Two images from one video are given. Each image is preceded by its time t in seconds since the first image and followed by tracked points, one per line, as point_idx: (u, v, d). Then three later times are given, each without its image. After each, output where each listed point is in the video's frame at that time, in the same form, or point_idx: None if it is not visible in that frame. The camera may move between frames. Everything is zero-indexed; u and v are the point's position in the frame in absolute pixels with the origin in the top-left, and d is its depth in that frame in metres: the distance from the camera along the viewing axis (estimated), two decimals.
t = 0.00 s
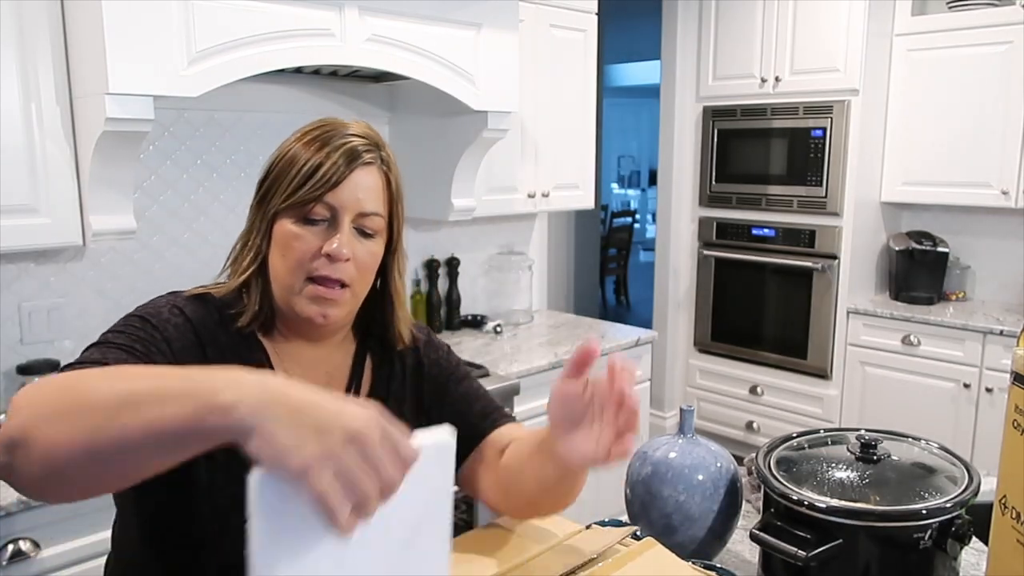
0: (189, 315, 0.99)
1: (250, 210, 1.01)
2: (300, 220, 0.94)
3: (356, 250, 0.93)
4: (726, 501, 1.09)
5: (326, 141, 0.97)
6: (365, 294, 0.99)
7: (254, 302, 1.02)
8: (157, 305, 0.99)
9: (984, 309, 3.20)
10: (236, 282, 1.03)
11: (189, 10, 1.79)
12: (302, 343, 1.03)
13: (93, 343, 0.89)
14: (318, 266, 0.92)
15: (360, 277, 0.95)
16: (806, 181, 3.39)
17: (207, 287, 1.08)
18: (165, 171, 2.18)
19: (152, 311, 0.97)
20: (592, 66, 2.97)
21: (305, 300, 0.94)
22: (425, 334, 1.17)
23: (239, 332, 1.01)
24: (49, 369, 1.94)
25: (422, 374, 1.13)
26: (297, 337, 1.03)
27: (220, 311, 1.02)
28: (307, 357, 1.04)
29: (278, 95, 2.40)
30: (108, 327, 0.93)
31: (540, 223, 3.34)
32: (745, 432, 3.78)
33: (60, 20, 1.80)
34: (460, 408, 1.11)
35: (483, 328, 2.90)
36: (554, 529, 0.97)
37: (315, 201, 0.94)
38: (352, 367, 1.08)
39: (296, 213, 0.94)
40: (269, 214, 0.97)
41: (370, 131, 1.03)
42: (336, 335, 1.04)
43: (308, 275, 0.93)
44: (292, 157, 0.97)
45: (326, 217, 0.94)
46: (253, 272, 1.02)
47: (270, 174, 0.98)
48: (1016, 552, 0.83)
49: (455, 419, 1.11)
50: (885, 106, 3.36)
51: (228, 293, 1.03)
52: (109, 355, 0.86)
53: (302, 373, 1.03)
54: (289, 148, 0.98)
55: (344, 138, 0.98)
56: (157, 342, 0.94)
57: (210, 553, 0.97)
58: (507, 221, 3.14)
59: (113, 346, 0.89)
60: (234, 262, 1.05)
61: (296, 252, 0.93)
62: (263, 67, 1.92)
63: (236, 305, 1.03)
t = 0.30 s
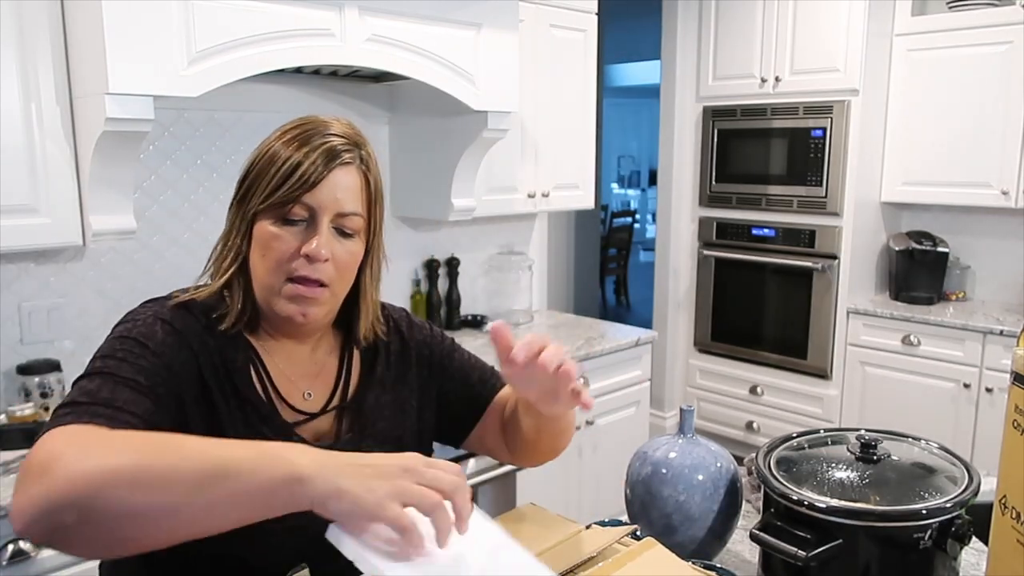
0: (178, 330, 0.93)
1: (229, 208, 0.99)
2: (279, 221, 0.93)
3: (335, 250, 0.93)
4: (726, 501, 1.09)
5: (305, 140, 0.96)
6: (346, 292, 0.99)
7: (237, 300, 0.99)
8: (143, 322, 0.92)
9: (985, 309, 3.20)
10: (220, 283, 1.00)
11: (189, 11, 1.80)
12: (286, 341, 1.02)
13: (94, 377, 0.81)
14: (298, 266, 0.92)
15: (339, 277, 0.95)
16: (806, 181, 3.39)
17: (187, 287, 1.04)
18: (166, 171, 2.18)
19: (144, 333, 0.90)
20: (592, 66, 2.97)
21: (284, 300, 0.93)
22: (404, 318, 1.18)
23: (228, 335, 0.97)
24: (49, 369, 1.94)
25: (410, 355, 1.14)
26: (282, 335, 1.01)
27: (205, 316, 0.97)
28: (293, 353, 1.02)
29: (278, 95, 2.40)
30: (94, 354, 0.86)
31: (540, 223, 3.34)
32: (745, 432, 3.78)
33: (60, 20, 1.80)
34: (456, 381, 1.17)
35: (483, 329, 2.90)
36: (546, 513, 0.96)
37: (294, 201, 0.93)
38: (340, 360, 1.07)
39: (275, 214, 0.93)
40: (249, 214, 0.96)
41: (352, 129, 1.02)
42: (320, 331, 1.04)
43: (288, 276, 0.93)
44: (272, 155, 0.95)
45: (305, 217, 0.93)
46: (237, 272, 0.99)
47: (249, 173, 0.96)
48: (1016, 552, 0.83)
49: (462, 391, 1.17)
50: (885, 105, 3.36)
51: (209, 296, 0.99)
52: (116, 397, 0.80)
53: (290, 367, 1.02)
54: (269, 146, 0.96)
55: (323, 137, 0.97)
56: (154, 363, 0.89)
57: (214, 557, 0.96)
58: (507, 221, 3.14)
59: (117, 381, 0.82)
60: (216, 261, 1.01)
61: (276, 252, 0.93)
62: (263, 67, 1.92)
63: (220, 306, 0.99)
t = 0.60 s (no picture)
0: (167, 333, 0.93)
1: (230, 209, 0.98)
2: (280, 224, 0.92)
3: (336, 253, 0.93)
4: (726, 501, 1.09)
5: (308, 144, 0.95)
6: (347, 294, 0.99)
7: (236, 300, 0.98)
8: (131, 323, 0.91)
9: (984, 309, 3.20)
10: (219, 282, 0.99)
11: (189, 11, 1.80)
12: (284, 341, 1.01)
13: (62, 377, 0.81)
14: (299, 269, 0.92)
15: (341, 279, 0.95)
16: (806, 181, 3.39)
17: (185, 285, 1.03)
18: (166, 171, 2.18)
19: (126, 333, 0.90)
20: (592, 66, 2.97)
21: (285, 302, 0.94)
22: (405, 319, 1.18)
23: (225, 336, 0.97)
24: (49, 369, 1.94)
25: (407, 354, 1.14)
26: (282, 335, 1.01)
27: (202, 318, 0.96)
28: (292, 353, 1.02)
29: (278, 95, 2.40)
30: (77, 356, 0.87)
31: (540, 223, 3.34)
32: (745, 432, 3.78)
33: (60, 20, 1.80)
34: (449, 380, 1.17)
35: (483, 329, 2.90)
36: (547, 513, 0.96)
37: (296, 205, 0.92)
38: (337, 360, 1.07)
39: (276, 217, 0.92)
40: (249, 218, 0.94)
41: (354, 133, 1.01)
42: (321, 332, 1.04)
43: (289, 278, 0.92)
44: (274, 159, 0.94)
45: (307, 220, 0.93)
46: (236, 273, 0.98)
47: (250, 176, 0.95)
48: (1016, 552, 0.83)
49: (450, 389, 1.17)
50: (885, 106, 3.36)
51: (208, 297, 0.99)
52: (75, 399, 0.79)
53: (289, 366, 1.02)
54: (271, 149, 0.95)
55: (326, 141, 0.96)
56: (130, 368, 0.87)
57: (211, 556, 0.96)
58: (507, 221, 3.14)
59: (82, 382, 0.81)
60: (216, 262, 1.00)
61: (276, 255, 0.92)
62: (263, 67, 1.92)
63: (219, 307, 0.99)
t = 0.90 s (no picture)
0: (180, 337, 0.92)
1: (222, 212, 0.97)
2: (276, 224, 0.92)
3: (332, 252, 0.93)
4: (725, 501, 1.09)
5: (300, 141, 0.94)
6: (345, 294, 0.98)
7: (233, 306, 0.97)
8: (144, 326, 0.91)
9: (984, 309, 3.20)
10: (218, 288, 0.97)
11: (189, 11, 1.80)
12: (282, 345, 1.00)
13: (95, 384, 0.81)
14: (296, 270, 0.91)
15: (338, 279, 0.95)
16: (806, 181, 3.39)
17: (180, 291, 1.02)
18: (166, 171, 2.18)
19: (145, 338, 0.89)
20: (592, 66, 2.97)
21: (283, 303, 0.93)
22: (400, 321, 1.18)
23: (226, 342, 0.96)
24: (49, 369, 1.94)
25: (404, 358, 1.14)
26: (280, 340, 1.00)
27: (204, 323, 0.95)
28: (290, 358, 1.01)
29: (278, 95, 2.40)
30: (94, 359, 0.85)
31: (540, 223, 3.35)
32: (745, 432, 3.78)
33: (60, 20, 1.80)
34: (445, 385, 1.17)
35: (483, 329, 2.90)
36: (542, 514, 0.95)
37: (290, 204, 0.92)
38: (333, 365, 1.06)
39: (271, 217, 0.92)
40: (244, 219, 0.94)
41: (346, 130, 1.00)
42: (318, 336, 1.03)
43: (286, 280, 0.92)
44: (266, 157, 0.93)
45: (302, 220, 0.92)
46: (233, 277, 0.96)
47: (242, 177, 0.94)
48: (1016, 552, 0.83)
49: (443, 396, 1.17)
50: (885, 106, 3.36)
51: (210, 302, 0.96)
52: (120, 415, 0.80)
53: (286, 372, 1.01)
54: (263, 148, 0.95)
55: (318, 137, 0.95)
56: (154, 376, 0.87)
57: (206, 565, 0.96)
58: (507, 221, 3.14)
59: (122, 396, 0.82)
60: (211, 269, 0.99)
61: (273, 256, 0.92)
62: (263, 67, 1.92)
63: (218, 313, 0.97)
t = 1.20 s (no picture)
0: (174, 348, 0.93)
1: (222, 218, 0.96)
2: (277, 230, 0.91)
3: (335, 258, 0.92)
4: (725, 501, 1.09)
5: (301, 144, 0.94)
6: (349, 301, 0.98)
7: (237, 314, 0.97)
8: (139, 336, 0.92)
9: (984, 309, 3.20)
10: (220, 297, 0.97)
11: (189, 11, 1.80)
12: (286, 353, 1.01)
13: (74, 392, 0.81)
14: (298, 276, 0.91)
15: (342, 285, 0.94)
16: (806, 181, 3.39)
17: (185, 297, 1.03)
18: (166, 171, 2.18)
19: (137, 347, 0.91)
20: (592, 66, 2.97)
21: (285, 310, 0.92)
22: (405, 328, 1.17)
23: (227, 350, 0.97)
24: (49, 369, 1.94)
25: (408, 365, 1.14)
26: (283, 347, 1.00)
27: (204, 332, 0.96)
28: (294, 365, 1.02)
29: (278, 95, 2.40)
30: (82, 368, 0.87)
31: (540, 223, 3.35)
32: (745, 432, 3.78)
33: (60, 20, 1.80)
34: (451, 391, 1.15)
35: (483, 329, 2.90)
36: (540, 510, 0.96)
37: (291, 209, 0.91)
38: (339, 372, 1.07)
39: (272, 223, 0.91)
40: (245, 225, 0.93)
41: (348, 131, 1.00)
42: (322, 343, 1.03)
43: (289, 286, 0.91)
44: (267, 161, 0.93)
45: (304, 225, 0.91)
46: (234, 285, 0.96)
47: (242, 182, 0.94)
48: (1016, 552, 0.83)
49: (448, 401, 1.15)
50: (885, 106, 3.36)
51: (213, 311, 0.97)
52: (92, 423, 0.80)
53: (290, 380, 1.02)
54: (263, 151, 0.94)
55: (320, 140, 0.95)
56: (143, 390, 0.88)
57: None
58: (507, 221, 3.14)
59: (98, 403, 0.82)
60: (212, 277, 0.99)
61: (274, 262, 0.91)
62: (263, 67, 1.92)
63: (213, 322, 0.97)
